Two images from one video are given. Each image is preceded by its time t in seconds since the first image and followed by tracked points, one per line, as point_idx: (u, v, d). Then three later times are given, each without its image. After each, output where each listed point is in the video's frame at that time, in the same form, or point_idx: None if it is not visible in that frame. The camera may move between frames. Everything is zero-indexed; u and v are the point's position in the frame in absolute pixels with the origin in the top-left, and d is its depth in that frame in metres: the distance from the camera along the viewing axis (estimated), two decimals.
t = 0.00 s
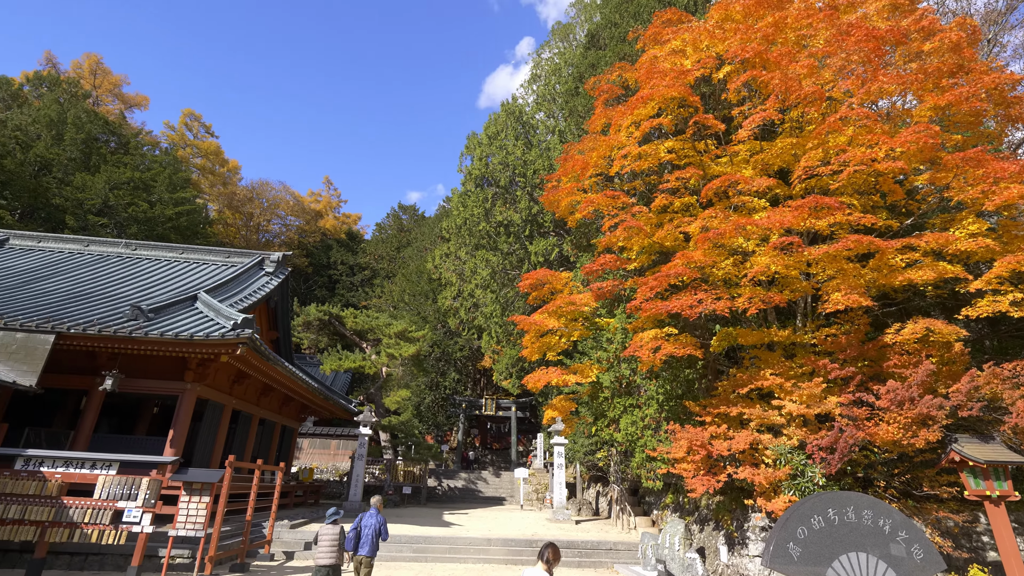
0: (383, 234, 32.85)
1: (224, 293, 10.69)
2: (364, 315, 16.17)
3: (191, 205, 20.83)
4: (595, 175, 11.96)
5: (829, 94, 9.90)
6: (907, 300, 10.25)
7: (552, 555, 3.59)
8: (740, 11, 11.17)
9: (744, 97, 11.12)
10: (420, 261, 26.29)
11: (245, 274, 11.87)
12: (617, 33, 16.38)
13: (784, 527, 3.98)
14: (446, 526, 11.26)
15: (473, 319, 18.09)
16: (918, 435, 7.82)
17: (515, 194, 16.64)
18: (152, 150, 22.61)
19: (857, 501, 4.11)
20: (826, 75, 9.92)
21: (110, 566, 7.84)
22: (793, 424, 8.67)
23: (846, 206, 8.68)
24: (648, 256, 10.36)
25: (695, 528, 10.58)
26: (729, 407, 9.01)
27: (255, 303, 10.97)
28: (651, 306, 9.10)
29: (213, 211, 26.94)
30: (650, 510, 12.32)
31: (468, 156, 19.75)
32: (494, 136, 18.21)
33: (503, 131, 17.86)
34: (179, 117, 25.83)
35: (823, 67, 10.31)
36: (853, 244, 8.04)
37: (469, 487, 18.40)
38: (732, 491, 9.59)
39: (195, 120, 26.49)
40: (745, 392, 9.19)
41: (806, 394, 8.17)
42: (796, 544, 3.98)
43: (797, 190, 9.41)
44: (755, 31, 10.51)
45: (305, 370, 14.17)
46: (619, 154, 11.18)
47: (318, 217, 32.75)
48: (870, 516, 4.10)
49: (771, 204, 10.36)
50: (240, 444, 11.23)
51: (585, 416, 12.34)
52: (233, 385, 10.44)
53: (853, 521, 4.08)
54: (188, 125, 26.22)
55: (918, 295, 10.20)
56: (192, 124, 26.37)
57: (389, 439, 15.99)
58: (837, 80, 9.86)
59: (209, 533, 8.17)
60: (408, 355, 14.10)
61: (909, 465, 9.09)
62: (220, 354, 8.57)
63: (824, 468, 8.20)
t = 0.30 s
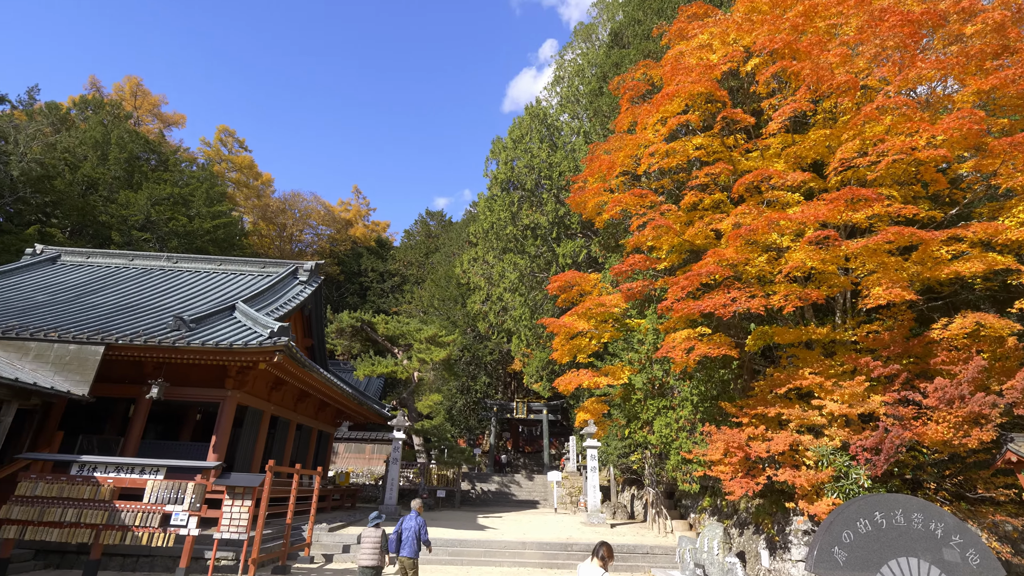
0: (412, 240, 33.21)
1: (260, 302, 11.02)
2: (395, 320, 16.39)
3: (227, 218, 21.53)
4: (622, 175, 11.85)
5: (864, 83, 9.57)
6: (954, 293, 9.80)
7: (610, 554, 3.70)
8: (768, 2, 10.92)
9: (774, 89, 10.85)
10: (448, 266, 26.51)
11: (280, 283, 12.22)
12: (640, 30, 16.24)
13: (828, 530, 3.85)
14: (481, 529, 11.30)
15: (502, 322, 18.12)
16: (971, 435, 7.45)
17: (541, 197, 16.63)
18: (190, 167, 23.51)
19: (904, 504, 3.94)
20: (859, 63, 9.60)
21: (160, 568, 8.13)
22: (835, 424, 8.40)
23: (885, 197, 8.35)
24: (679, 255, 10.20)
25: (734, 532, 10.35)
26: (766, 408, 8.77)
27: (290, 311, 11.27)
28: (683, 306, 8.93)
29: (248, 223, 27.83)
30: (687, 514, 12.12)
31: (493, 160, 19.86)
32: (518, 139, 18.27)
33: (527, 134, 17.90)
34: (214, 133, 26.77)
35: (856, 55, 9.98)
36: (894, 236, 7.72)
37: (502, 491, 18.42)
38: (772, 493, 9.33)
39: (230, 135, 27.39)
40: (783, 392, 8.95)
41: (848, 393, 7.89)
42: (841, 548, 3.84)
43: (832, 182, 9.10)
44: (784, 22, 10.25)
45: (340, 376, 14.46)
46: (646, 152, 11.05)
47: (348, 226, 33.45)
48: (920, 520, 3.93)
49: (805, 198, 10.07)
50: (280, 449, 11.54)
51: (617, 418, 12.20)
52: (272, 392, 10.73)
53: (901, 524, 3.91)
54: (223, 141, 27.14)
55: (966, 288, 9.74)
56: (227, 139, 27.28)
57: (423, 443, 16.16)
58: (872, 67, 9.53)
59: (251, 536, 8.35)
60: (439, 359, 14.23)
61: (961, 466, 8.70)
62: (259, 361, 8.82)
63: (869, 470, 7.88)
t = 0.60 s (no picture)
0: (437, 245, 33.47)
1: (292, 309, 11.28)
2: (422, 325, 16.55)
3: (258, 228, 22.11)
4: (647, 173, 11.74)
5: (898, 70, 9.24)
6: (1002, 286, 9.35)
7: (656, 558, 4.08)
8: None
9: (803, 81, 10.58)
10: (474, 270, 26.62)
11: (311, 290, 12.49)
12: (663, 27, 16.42)
13: (870, 535, 3.47)
14: (512, 533, 11.29)
15: (529, 324, 18.11)
16: None
17: (565, 198, 16.57)
18: (222, 179, 24.25)
19: (952, 505, 3.48)
20: (892, 51, 9.29)
21: (202, 569, 8.37)
22: (876, 424, 8.12)
23: (924, 187, 8.03)
24: (707, 253, 10.04)
25: (771, 536, 10.10)
26: (803, 408, 8.53)
27: (320, 317, 11.51)
28: (713, 305, 8.75)
29: (279, 232, 28.58)
30: (722, 517, 11.88)
31: (516, 162, 19.92)
32: (541, 141, 18.29)
33: (550, 136, 17.90)
34: (245, 146, 27.57)
35: (889, 41, 9.64)
36: (935, 228, 7.41)
37: (532, 494, 18.38)
38: (811, 496, 9.06)
39: (260, 147, 28.16)
40: (819, 392, 8.69)
41: (889, 392, 7.61)
42: (884, 553, 3.48)
43: (867, 174, 8.81)
44: (811, 11, 9.99)
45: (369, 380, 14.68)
46: (671, 149, 10.93)
47: (375, 232, 34.01)
48: (972, 524, 3.44)
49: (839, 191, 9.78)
50: (313, 453, 11.77)
51: (647, 420, 12.04)
52: (305, 397, 10.96)
53: (949, 527, 3.48)
54: (253, 153, 27.94)
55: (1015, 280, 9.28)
56: (257, 152, 28.07)
57: (452, 447, 16.26)
58: (906, 54, 9.19)
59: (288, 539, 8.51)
60: (466, 363, 14.30)
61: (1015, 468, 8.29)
62: (292, 367, 9.02)
63: (914, 472, 7.57)
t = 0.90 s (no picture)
0: (458, 248, 33.67)
1: (317, 314, 11.47)
2: (445, 328, 16.65)
3: (282, 235, 22.53)
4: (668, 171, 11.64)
5: (928, 58, 8.96)
6: None
7: (697, 558, 3.82)
8: None
9: (828, 72, 10.34)
10: (495, 273, 26.68)
11: (335, 295, 12.70)
12: (681, 23, 16.42)
13: (908, 539, 3.41)
14: (538, 535, 11.23)
15: (551, 326, 18.07)
16: None
17: (585, 198, 16.50)
18: (247, 189, 24.82)
19: (995, 507, 3.46)
20: (920, 37, 9.01)
21: (234, 570, 8.52)
22: (912, 424, 7.88)
23: (959, 178, 7.75)
24: (732, 251, 9.89)
25: (804, 539, 9.86)
26: (834, 407, 8.32)
27: (344, 322, 11.67)
28: (739, 303, 8.58)
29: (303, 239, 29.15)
30: (752, 519, 11.67)
31: (535, 164, 19.94)
32: (559, 142, 18.28)
33: (569, 136, 17.89)
34: (269, 156, 28.20)
35: (918, 28, 9.37)
36: (972, 219, 7.14)
37: (558, 496, 18.30)
38: (844, 498, 8.79)
39: (283, 156, 28.75)
40: (852, 391, 8.47)
41: (925, 390, 7.36)
42: (924, 557, 3.43)
43: (897, 165, 8.55)
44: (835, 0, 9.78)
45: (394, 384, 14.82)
46: (693, 145, 10.81)
47: (396, 237, 34.38)
48: (1016, 526, 3.44)
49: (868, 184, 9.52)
50: (340, 456, 11.92)
51: (673, 421, 11.89)
52: (331, 401, 11.12)
53: (992, 531, 3.45)
54: (277, 162, 28.54)
55: None
56: (280, 161, 28.66)
57: (476, 449, 16.31)
58: (936, 41, 8.90)
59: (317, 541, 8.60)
60: (489, 365, 14.34)
61: None
62: (318, 372, 9.16)
63: (954, 472, 7.29)
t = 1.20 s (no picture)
0: (474, 250, 33.78)
1: (337, 317, 11.61)
2: (462, 330, 16.71)
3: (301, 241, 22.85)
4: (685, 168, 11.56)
5: (953, 46, 8.75)
6: None
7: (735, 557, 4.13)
8: None
9: (848, 63, 10.16)
10: (511, 274, 26.72)
11: (354, 299, 12.83)
12: (696, 19, 16.31)
13: (941, 541, 3.44)
14: (558, 536, 11.20)
15: (569, 327, 18.02)
16: None
17: (601, 198, 16.46)
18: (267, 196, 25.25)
19: None
20: (944, 25, 8.80)
21: (259, 571, 8.63)
22: (942, 422, 7.67)
23: (989, 168, 7.55)
24: (752, 248, 9.77)
25: (831, 541, 9.65)
26: (860, 406, 8.15)
27: (363, 325, 11.79)
28: (760, 301, 8.47)
29: (321, 244, 29.55)
30: (777, 520, 11.48)
31: (550, 164, 19.95)
32: (574, 142, 18.26)
33: (584, 136, 17.87)
34: (287, 162, 28.67)
35: (941, 16, 9.16)
36: (1002, 210, 6.95)
37: (578, 498, 18.21)
38: (872, 499, 8.65)
39: (301, 163, 29.19)
40: (879, 389, 8.29)
41: (956, 387, 7.17)
42: (958, 558, 3.48)
43: (922, 157, 8.37)
44: None
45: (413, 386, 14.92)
46: (710, 141, 10.72)
47: (413, 240, 34.63)
48: None
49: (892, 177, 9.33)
50: (361, 458, 12.02)
51: (694, 421, 11.73)
52: (351, 404, 11.22)
53: None
54: (295, 169, 28.99)
55: None
56: (298, 167, 29.11)
57: (496, 451, 16.33)
58: (961, 28, 8.69)
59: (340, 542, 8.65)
60: (507, 366, 14.37)
61: None
62: (338, 375, 9.25)
63: (988, 472, 7.07)
